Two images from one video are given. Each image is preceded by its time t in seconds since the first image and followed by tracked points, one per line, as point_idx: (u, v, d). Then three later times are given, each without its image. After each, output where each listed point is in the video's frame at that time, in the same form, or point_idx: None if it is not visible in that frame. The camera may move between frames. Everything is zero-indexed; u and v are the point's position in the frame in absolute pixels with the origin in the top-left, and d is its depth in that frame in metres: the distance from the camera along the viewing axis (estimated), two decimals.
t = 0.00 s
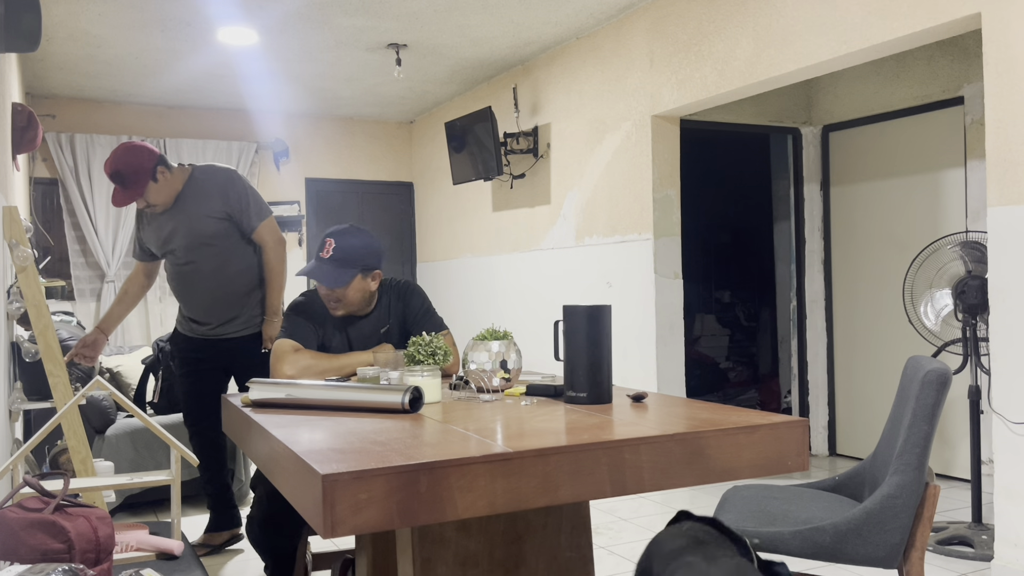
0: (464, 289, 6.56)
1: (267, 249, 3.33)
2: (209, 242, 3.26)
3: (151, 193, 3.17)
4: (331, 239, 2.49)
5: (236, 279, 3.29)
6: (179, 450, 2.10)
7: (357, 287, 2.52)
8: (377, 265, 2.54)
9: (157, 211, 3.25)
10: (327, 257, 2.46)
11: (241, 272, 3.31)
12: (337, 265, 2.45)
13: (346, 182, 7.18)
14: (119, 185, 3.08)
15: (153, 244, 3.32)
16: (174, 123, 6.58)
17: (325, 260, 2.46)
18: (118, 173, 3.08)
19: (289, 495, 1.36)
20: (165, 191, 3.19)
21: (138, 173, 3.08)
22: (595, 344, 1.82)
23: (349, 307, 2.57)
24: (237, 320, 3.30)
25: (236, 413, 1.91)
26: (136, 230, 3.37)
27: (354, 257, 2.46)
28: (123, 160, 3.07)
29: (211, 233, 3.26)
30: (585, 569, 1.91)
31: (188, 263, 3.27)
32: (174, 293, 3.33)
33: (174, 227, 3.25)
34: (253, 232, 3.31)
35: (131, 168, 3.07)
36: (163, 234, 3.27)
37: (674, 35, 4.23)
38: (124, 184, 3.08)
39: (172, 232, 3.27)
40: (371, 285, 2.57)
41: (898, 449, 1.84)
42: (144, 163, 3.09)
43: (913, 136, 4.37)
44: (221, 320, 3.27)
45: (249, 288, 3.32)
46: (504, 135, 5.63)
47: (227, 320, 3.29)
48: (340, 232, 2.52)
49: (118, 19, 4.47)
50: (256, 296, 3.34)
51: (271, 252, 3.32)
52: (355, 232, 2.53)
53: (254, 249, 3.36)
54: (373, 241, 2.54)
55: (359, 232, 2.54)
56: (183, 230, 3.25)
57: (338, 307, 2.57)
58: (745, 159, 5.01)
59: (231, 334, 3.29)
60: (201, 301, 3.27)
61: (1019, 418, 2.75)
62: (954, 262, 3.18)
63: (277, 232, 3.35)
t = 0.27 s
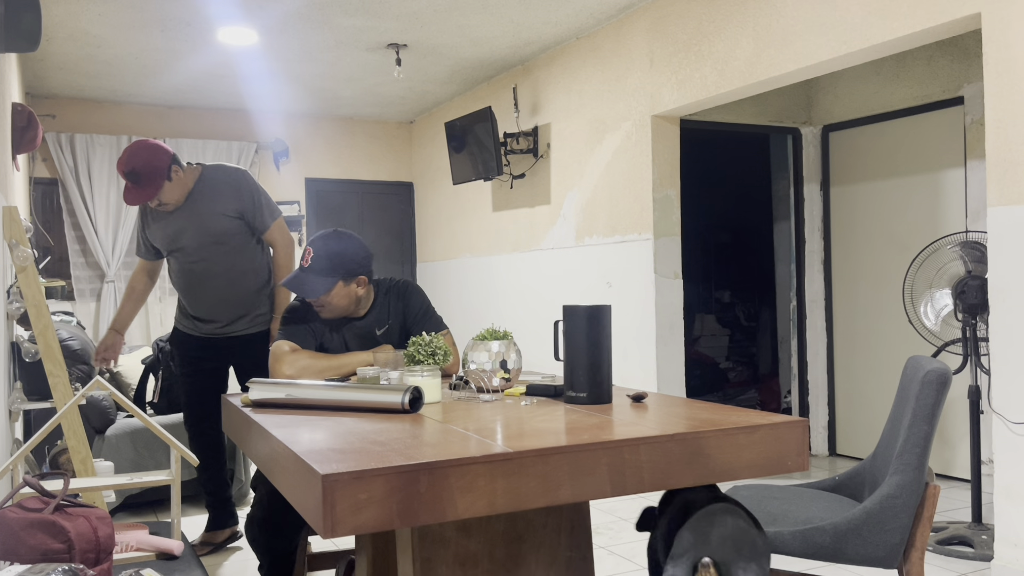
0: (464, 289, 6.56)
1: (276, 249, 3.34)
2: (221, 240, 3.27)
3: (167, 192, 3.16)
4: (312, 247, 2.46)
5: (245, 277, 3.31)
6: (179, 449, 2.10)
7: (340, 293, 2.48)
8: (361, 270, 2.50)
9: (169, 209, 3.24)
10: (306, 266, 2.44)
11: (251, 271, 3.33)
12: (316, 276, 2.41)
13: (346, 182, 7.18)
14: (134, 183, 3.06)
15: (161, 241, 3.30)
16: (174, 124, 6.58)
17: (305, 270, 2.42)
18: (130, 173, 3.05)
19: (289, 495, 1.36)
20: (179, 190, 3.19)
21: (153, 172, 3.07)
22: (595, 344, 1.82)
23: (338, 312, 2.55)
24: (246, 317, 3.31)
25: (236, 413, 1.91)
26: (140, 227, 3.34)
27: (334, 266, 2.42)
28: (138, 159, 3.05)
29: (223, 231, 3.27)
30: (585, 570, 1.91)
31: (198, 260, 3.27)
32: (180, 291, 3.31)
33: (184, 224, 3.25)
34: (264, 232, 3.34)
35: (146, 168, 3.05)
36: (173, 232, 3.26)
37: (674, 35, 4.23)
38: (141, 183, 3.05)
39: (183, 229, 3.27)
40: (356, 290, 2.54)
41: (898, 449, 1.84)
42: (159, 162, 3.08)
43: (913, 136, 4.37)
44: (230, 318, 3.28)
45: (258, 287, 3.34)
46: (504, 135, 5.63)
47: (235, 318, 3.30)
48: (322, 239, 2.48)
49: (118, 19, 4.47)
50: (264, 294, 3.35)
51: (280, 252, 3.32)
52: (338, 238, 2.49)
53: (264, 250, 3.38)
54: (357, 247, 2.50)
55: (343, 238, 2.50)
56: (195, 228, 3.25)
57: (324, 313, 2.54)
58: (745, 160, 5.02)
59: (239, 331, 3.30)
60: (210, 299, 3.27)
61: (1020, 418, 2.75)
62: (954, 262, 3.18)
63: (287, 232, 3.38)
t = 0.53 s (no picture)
0: (464, 290, 6.56)
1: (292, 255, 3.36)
2: (236, 242, 3.28)
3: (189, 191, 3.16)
4: (305, 248, 2.48)
5: (257, 279, 3.32)
6: (179, 449, 2.09)
7: (335, 296, 2.47)
8: (355, 271, 2.49)
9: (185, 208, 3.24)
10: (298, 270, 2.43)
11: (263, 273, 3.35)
12: (305, 276, 2.41)
13: (346, 182, 7.18)
14: (157, 180, 3.06)
15: (174, 239, 3.30)
16: (174, 124, 6.58)
17: (297, 270, 2.44)
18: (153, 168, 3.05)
19: (289, 495, 1.36)
20: (201, 190, 3.21)
21: (176, 171, 3.08)
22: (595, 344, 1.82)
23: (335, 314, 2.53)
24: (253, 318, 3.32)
25: (236, 413, 1.91)
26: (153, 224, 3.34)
27: (324, 266, 2.41)
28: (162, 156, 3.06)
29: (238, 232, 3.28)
30: (585, 569, 1.90)
31: (210, 259, 3.27)
32: (189, 289, 3.32)
33: (201, 224, 3.25)
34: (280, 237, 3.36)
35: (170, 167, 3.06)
36: (188, 231, 3.26)
37: (674, 35, 4.23)
38: (167, 180, 3.07)
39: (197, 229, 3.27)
40: (350, 293, 2.51)
41: (898, 449, 1.84)
42: (184, 163, 3.09)
43: (913, 136, 4.37)
44: (238, 319, 3.29)
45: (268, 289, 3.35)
46: (504, 135, 5.63)
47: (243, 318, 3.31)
48: (315, 239, 2.49)
49: (118, 19, 4.47)
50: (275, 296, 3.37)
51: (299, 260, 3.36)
52: (330, 238, 2.49)
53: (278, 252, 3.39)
54: (350, 248, 2.49)
55: (334, 238, 2.49)
56: (209, 227, 3.25)
57: (318, 315, 2.54)
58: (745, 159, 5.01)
59: (246, 332, 3.32)
60: (219, 299, 3.27)
61: (1020, 418, 2.75)
62: (954, 262, 3.18)
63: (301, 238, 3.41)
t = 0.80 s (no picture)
0: (464, 290, 6.56)
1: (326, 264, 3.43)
2: (274, 243, 3.33)
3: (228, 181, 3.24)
4: (303, 248, 2.47)
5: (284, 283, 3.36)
6: (179, 449, 2.09)
7: (333, 296, 2.47)
8: (353, 271, 2.49)
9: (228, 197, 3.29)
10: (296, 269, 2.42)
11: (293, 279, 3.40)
12: (304, 276, 2.40)
13: (346, 182, 7.18)
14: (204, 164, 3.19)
15: (212, 229, 3.34)
16: (174, 124, 6.58)
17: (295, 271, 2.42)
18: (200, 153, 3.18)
19: (289, 495, 1.36)
20: (243, 184, 3.27)
21: (222, 160, 3.20)
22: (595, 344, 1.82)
23: (334, 314, 2.53)
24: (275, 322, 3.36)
25: (236, 413, 1.91)
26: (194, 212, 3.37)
27: (323, 266, 2.41)
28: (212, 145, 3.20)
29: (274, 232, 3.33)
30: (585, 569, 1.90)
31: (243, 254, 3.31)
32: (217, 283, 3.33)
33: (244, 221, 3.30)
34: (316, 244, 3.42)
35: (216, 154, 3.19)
36: (230, 226, 3.31)
37: (674, 35, 4.23)
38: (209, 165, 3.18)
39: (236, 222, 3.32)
40: (349, 293, 2.52)
41: (898, 449, 1.84)
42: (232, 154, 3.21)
43: (914, 136, 4.37)
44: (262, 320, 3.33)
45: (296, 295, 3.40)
46: (504, 135, 5.63)
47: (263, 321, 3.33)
48: (313, 240, 2.49)
49: (117, 19, 4.47)
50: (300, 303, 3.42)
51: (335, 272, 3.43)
52: (328, 239, 2.49)
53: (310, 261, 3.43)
54: (347, 247, 2.50)
55: (332, 239, 2.49)
56: (248, 221, 3.31)
57: (318, 316, 2.54)
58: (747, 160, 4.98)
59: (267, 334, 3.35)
60: (248, 298, 3.31)
61: (1020, 418, 2.75)
62: (954, 262, 3.18)
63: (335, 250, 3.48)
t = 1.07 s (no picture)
0: (464, 290, 6.56)
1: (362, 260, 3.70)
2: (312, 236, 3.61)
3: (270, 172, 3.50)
4: (303, 248, 2.46)
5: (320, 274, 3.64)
6: (179, 449, 2.09)
7: (333, 296, 2.47)
8: (354, 271, 2.49)
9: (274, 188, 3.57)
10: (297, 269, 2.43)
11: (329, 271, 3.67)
12: (305, 277, 2.40)
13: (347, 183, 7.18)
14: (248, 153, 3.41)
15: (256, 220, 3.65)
16: (174, 124, 6.58)
17: (295, 271, 2.42)
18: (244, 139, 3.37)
19: (289, 495, 1.36)
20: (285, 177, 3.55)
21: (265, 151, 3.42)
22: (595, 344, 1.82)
23: (334, 314, 2.53)
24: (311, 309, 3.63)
25: (236, 413, 1.91)
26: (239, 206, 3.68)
27: (323, 267, 2.41)
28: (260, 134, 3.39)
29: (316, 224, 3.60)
30: (585, 569, 1.90)
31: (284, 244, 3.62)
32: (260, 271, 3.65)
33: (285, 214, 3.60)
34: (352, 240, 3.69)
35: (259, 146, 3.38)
36: (273, 219, 3.61)
37: (674, 35, 4.23)
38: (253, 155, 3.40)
39: (279, 214, 3.61)
40: (349, 293, 2.52)
41: (897, 449, 1.84)
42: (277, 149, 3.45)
43: (914, 136, 4.37)
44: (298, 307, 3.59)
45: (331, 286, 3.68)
46: (504, 135, 5.64)
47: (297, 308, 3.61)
48: (313, 240, 2.48)
49: (117, 18, 4.47)
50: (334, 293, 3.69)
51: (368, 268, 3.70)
52: (328, 239, 2.48)
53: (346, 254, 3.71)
54: (347, 247, 2.50)
55: (332, 239, 2.48)
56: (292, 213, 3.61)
57: (318, 316, 2.53)
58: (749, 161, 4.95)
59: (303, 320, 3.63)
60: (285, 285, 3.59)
61: (1020, 418, 2.75)
62: (954, 262, 3.18)
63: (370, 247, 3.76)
